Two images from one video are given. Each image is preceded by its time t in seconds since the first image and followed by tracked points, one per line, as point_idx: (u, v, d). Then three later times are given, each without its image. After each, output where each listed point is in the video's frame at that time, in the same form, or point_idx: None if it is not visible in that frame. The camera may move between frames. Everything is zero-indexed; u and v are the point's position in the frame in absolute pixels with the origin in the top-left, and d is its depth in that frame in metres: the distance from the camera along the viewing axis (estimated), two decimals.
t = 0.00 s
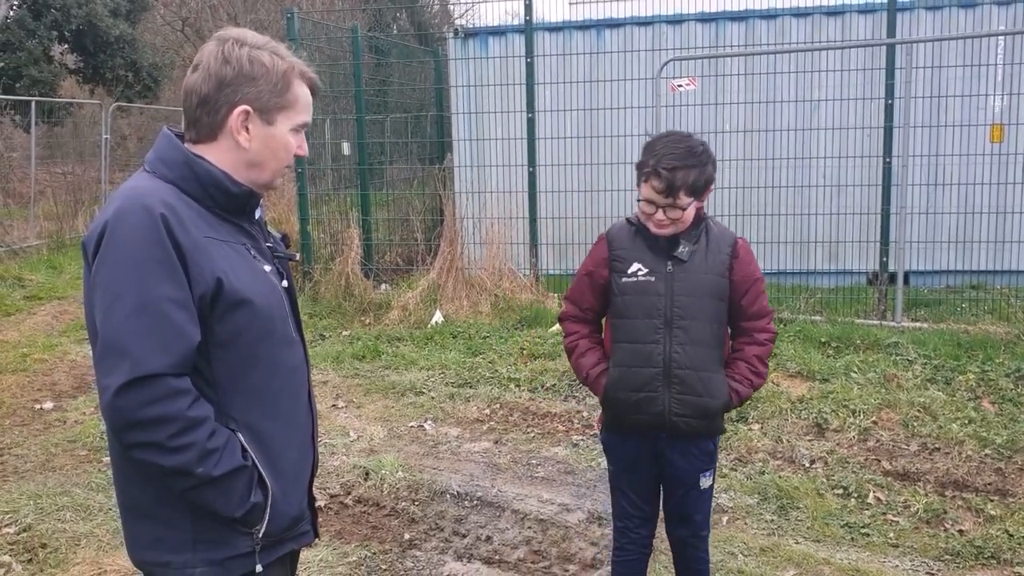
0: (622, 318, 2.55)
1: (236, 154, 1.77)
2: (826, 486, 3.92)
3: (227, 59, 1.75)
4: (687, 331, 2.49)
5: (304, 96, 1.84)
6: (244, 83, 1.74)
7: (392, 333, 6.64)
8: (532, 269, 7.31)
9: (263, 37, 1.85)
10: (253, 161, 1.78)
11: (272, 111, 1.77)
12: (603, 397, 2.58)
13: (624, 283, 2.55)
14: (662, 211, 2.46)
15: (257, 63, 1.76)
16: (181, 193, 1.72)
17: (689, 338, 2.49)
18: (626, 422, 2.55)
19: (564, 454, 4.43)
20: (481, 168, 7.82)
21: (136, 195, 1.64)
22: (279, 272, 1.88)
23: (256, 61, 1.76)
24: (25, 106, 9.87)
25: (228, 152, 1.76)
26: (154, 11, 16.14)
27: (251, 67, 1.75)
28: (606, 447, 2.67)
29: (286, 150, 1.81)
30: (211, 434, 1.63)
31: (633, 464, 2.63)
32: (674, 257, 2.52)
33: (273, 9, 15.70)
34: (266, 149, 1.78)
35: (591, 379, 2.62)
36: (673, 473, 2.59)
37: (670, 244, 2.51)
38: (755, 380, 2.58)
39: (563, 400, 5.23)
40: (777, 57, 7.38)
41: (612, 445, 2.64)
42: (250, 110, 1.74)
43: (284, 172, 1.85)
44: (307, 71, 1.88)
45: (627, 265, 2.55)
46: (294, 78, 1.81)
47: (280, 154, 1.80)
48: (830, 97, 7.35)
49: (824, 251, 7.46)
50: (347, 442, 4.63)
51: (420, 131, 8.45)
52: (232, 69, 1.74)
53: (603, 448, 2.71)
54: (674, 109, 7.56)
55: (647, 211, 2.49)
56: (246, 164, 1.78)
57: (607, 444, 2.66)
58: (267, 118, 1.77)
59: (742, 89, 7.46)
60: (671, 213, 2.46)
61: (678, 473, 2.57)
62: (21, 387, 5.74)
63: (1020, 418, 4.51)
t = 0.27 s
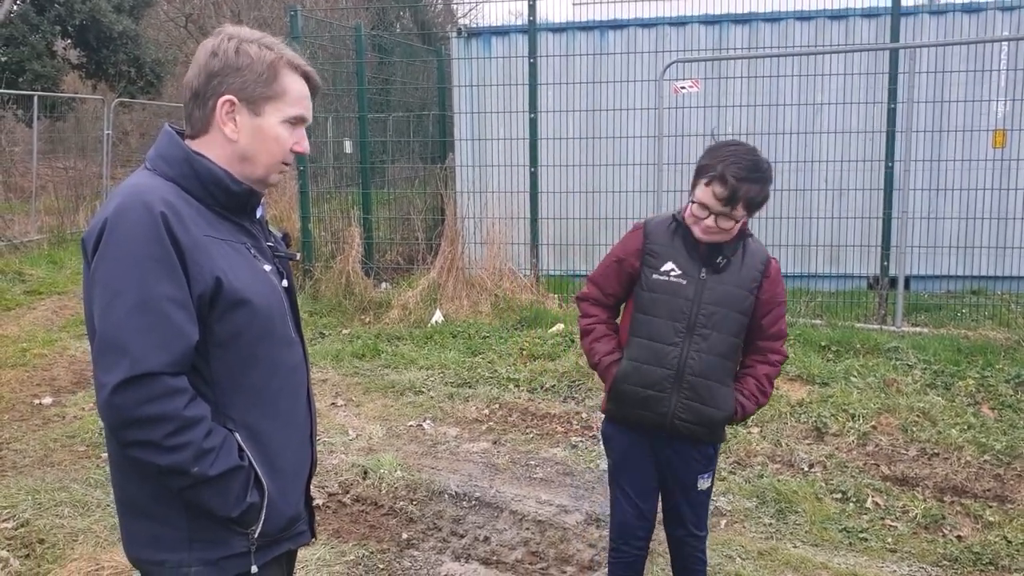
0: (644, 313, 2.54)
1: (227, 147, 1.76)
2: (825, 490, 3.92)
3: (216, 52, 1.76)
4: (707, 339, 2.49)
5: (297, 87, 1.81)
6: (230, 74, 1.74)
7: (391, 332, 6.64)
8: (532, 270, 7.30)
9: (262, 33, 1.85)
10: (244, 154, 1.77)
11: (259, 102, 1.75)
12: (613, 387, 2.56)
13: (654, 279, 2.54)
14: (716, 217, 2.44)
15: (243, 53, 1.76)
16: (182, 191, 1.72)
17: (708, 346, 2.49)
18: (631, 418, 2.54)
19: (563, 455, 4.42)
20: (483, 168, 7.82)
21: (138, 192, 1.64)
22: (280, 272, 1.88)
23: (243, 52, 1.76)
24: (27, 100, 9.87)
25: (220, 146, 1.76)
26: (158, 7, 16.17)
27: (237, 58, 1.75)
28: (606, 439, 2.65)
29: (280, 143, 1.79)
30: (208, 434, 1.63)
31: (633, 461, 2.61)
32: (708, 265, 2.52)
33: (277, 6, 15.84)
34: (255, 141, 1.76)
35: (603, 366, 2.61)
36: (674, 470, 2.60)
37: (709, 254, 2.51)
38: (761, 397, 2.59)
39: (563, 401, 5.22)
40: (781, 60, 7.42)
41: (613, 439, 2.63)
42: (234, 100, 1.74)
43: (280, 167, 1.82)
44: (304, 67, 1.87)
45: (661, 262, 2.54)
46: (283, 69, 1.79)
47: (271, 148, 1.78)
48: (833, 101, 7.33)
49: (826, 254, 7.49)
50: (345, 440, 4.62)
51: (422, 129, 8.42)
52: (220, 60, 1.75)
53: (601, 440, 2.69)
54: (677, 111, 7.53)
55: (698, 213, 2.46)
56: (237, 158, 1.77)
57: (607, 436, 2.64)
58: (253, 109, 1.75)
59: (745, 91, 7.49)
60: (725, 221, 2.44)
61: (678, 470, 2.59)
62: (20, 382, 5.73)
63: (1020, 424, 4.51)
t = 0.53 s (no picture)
0: (649, 317, 2.52)
1: (219, 140, 1.77)
2: (826, 496, 3.91)
3: (196, 47, 1.77)
4: (714, 339, 2.49)
5: (279, 70, 1.79)
6: (210, 65, 1.75)
7: (393, 331, 6.64)
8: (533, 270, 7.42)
9: (243, 23, 1.86)
10: (234, 143, 1.76)
11: (240, 89, 1.75)
12: (620, 394, 2.54)
13: (656, 283, 2.52)
14: (712, 201, 2.47)
15: (221, 43, 1.76)
16: (186, 187, 1.72)
17: (716, 345, 2.49)
18: (640, 422, 2.52)
19: (563, 457, 4.42)
20: (486, 169, 7.90)
21: (142, 188, 1.64)
22: (284, 270, 1.88)
23: (220, 42, 1.77)
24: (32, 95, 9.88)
25: (212, 140, 1.77)
26: (164, 3, 16.21)
27: (216, 49, 1.76)
28: (609, 445, 2.63)
29: (268, 127, 1.77)
30: (210, 431, 1.62)
31: (634, 464, 2.59)
32: (710, 265, 2.52)
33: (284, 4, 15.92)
34: (241, 128, 1.75)
35: (610, 374, 2.58)
36: (677, 472, 2.60)
37: (709, 252, 2.51)
38: (768, 393, 2.61)
39: (563, 403, 5.22)
40: (787, 65, 7.38)
41: (618, 444, 2.60)
42: (217, 90, 1.74)
43: (274, 153, 1.81)
44: (290, 50, 1.85)
45: (662, 265, 2.53)
46: (260, 52, 1.78)
47: (260, 132, 1.77)
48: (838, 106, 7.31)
49: (828, 260, 7.49)
50: (346, 439, 4.62)
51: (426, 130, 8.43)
52: (200, 54, 1.76)
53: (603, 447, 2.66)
54: (683, 114, 7.55)
55: (696, 201, 2.49)
56: (229, 148, 1.77)
57: (611, 442, 2.62)
58: (236, 97, 1.75)
59: (750, 96, 7.49)
60: (721, 205, 2.47)
61: (682, 472, 2.59)
62: (22, 376, 5.74)
63: (1021, 433, 4.50)
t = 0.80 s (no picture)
0: (625, 321, 2.54)
1: (214, 141, 1.77)
2: (824, 498, 3.91)
3: (187, 49, 1.78)
4: (692, 338, 2.50)
5: (270, 68, 1.79)
6: (202, 66, 1.74)
7: (392, 332, 6.63)
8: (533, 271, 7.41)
9: (235, 23, 1.85)
10: (228, 143, 1.76)
11: (232, 88, 1.74)
12: (605, 402, 2.55)
13: (629, 287, 2.54)
14: (683, 193, 2.51)
15: (212, 44, 1.76)
16: (184, 186, 1.71)
17: (693, 343, 2.50)
18: (627, 427, 2.53)
19: (562, 458, 4.42)
20: (486, 169, 7.89)
21: (141, 188, 1.64)
22: (282, 269, 1.87)
23: (211, 43, 1.76)
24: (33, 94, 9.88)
25: (208, 141, 1.77)
26: (164, 3, 16.24)
27: (207, 50, 1.76)
28: (597, 454, 2.63)
29: (262, 125, 1.77)
30: (208, 431, 1.62)
31: (624, 469, 2.60)
32: (680, 265, 2.54)
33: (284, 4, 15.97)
34: (233, 126, 1.75)
35: (592, 385, 2.59)
36: (668, 475, 2.60)
37: (679, 251, 2.54)
38: (753, 391, 2.61)
39: (563, 404, 5.22)
40: (788, 67, 7.39)
41: (606, 450, 2.60)
42: (209, 90, 1.74)
43: (268, 151, 1.80)
44: (282, 50, 1.85)
45: (633, 269, 2.55)
46: (251, 51, 1.78)
47: (253, 131, 1.76)
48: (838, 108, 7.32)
49: (828, 262, 7.49)
50: (345, 440, 4.62)
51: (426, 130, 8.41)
52: (192, 55, 1.76)
53: (591, 455, 2.67)
54: (684, 115, 7.57)
55: (666, 196, 2.53)
56: (224, 149, 1.77)
57: (599, 450, 2.62)
58: (229, 97, 1.74)
59: (751, 98, 7.47)
60: (690, 198, 2.52)
61: (674, 475, 2.59)
62: (21, 375, 5.73)
63: (1021, 436, 4.49)
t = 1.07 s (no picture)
0: (601, 325, 2.55)
1: (214, 143, 1.77)
2: (820, 501, 3.91)
3: (188, 52, 1.78)
4: (668, 338, 2.52)
5: (271, 71, 1.79)
6: (204, 69, 1.75)
7: (390, 333, 6.63)
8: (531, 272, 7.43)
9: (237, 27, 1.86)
10: (229, 146, 1.77)
11: (234, 91, 1.75)
12: (585, 405, 2.56)
13: (604, 291, 2.56)
14: (650, 196, 2.55)
15: (214, 47, 1.77)
16: (177, 187, 1.72)
17: (669, 343, 2.52)
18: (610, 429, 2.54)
19: (558, 460, 4.42)
20: (485, 171, 7.88)
21: (131, 188, 1.65)
22: (276, 269, 1.88)
23: (213, 45, 1.77)
24: (32, 93, 9.88)
25: (208, 143, 1.78)
26: (164, 3, 16.26)
27: (209, 53, 1.76)
28: (580, 457, 2.64)
29: (263, 129, 1.77)
30: (199, 431, 1.63)
31: (608, 471, 2.61)
32: (652, 266, 2.56)
33: (284, 5, 16.01)
34: (233, 129, 1.76)
35: (572, 389, 2.60)
36: (652, 477, 2.60)
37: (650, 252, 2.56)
38: (731, 388, 2.62)
39: (560, 405, 5.22)
40: (785, 70, 7.41)
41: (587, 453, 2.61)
42: (211, 93, 1.74)
43: (268, 154, 1.80)
44: (286, 54, 1.85)
45: (606, 273, 2.57)
46: (254, 55, 1.78)
47: (254, 134, 1.77)
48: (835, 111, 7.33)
49: (826, 265, 7.49)
50: (341, 441, 4.62)
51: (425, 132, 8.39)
52: (195, 58, 1.77)
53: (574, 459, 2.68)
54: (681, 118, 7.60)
55: (634, 200, 2.57)
56: (225, 152, 1.77)
57: (581, 453, 2.63)
58: (231, 100, 1.75)
59: (749, 100, 7.46)
60: (658, 199, 2.56)
61: (657, 476, 2.59)
62: (18, 375, 5.73)
63: (1016, 439, 4.50)
